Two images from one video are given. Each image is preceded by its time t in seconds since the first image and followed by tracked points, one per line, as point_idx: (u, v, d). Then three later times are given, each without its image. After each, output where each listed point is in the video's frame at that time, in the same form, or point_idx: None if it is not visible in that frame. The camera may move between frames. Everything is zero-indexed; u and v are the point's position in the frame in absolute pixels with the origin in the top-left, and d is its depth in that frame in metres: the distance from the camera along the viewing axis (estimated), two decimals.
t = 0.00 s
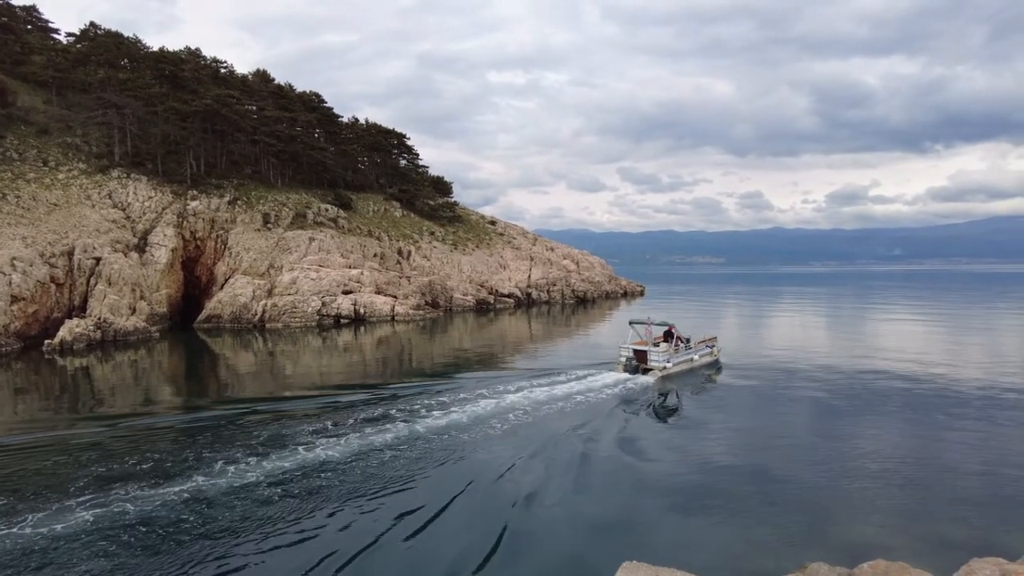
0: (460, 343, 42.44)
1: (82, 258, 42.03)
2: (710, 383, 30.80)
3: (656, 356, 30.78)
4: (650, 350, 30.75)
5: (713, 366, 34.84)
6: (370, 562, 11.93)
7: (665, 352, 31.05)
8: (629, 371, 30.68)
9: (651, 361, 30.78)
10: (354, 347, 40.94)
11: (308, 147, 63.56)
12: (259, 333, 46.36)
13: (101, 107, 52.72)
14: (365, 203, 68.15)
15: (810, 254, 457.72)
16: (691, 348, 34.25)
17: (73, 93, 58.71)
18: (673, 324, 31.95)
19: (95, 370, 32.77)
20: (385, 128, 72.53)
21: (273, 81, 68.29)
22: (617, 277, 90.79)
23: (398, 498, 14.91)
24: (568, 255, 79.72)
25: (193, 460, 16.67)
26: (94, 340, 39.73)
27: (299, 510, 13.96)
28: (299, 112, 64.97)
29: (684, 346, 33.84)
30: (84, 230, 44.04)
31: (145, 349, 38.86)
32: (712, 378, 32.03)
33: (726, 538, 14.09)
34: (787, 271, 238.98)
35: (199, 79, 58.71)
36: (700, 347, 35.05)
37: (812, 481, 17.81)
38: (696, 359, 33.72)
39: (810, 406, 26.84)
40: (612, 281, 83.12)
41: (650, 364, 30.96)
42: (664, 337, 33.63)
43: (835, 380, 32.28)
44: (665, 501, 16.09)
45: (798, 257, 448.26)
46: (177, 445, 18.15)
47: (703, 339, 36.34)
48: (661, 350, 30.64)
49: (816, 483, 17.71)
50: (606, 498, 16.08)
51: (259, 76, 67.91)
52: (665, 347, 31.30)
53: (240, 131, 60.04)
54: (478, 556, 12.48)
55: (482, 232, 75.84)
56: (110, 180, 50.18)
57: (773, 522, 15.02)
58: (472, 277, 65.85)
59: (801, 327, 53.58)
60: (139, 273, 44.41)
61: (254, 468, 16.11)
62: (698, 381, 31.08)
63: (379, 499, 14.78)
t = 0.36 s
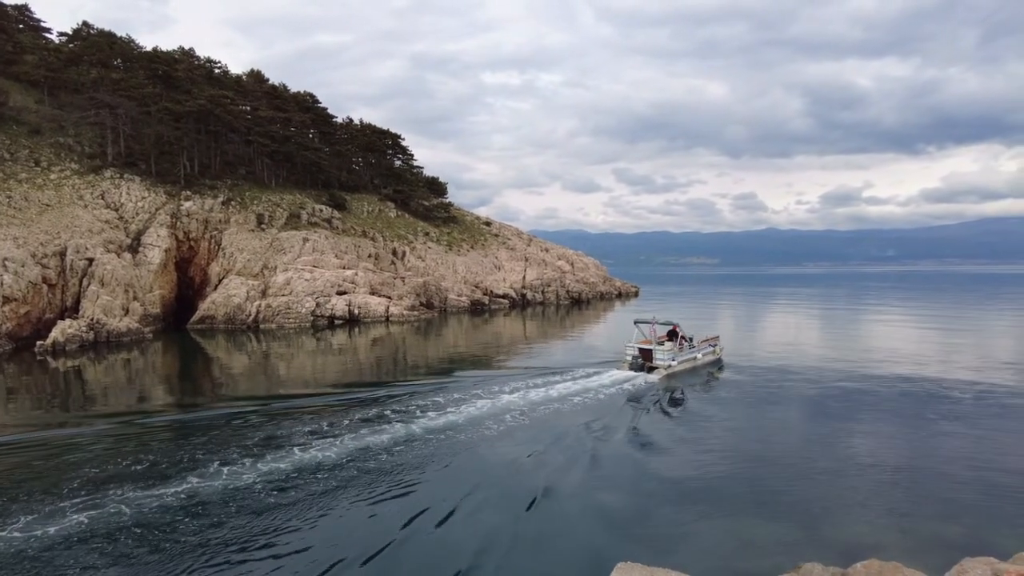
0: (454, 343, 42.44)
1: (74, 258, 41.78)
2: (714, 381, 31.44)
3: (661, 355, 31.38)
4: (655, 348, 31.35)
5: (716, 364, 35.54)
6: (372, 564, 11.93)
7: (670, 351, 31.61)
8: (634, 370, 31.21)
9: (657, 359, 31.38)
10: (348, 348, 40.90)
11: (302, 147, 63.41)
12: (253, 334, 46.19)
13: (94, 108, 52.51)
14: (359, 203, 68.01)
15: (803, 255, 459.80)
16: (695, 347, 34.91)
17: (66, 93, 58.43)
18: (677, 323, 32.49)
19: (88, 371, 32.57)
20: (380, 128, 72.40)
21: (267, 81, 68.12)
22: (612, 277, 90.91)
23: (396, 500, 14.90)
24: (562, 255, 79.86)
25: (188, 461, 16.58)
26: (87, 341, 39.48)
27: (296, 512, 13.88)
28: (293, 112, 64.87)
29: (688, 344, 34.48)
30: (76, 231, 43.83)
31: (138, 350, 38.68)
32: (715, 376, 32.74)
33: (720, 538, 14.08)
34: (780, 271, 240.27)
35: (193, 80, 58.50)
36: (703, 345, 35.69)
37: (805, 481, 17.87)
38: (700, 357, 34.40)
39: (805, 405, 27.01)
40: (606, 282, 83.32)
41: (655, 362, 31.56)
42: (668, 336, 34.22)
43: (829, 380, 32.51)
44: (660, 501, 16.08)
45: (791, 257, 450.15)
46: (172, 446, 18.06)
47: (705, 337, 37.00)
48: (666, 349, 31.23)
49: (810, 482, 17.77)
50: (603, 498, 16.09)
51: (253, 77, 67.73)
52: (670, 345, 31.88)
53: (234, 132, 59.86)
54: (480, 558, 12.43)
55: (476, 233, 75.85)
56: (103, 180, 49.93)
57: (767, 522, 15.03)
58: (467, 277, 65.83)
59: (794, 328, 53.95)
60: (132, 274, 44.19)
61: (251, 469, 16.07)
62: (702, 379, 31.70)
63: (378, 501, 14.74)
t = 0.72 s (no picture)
0: (448, 348, 42.37)
1: (67, 263, 41.54)
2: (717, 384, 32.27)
3: (665, 359, 32.11)
4: (660, 351, 32.02)
5: (718, 366, 36.52)
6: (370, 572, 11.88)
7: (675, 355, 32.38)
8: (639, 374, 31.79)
9: (662, 362, 32.16)
10: (342, 353, 40.80)
11: (297, 152, 63.28)
12: (247, 339, 45.99)
13: (87, 112, 52.34)
14: (354, 209, 67.86)
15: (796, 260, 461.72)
16: (697, 351, 35.80)
17: (59, 97, 58.23)
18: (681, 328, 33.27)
19: (80, 377, 32.37)
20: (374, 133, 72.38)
21: (262, 86, 68.06)
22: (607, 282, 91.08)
23: (393, 506, 14.85)
24: (557, 260, 80.03)
25: (182, 468, 16.47)
26: (79, 347, 39.21)
27: (294, 521, 13.77)
28: (288, 117, 64.82)
29: (691, 348, 35.36)
30: (69, 236, 43.58)
31: (131, 356, 38.46)
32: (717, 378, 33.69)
33: (714, 544, 14.08)
34: (774, 276, 241.42)
35: (187, 85, 58.34)
36: (705, 349, 36.59)
37: (800, 485, 17.94)
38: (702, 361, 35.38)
39: (800, 410, 27.17)
40: (601, 287, 83.51)
41: (660, 365, 32.31)
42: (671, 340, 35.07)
43: (825, 384, 32.72)
44: (655, 506, 16.09)
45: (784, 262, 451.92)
46: (167, 452, 17.95)
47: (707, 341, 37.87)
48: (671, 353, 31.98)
49: (804, 487, 17.84)
50: (600, 503, 16.11)
51: (247, 82, 67.62)
52: (674, 350, 32.64)
53: (229, 136, 59.72)
54: (480, 567, 12.36)
55: (471, 238, 75.84)
56: (97, 185, 49.70)
57: (761, 527, 15.05)
58: (462, 282, 65.81)
59: (787, 332, 54.23)
60: (125, 279, 43.96)
61: (246, 475, 15.98)
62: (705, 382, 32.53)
63: (375, 508, 14.69)
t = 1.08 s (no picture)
0: (439, 356, 42.27)
1: (55, 271, 41.22)
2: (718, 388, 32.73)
3: (667, 363, 32.58)
4: (662, 356, 32.42)
5: (717, 371, 37.14)
6: None
7: (676, 359, 32.87)
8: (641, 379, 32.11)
9: (662, 367, 32.45)
10: (333, 360, 40.60)
11: (289, 159, 63.11)
12: (238, 347, 45.69)
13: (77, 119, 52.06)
14: (346, 216, 67.69)
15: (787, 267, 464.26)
16: (697, 356, 36.35)
17: (49, 104, 57.95)
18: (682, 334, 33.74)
19: (68, 385, 32.07)
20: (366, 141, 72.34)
21: (254, 93, 67.93)
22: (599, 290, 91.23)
23: (386, 514, 14.75)
24: (549, 267, 80.14)
25: (172, 476, 16.33)
26: (67, 354, 38.85)
27: (286, 529, 13.67)
28: (280, 124, 64.69)
29: (691, 353, 35.90)
30: (58, 243, 43.26)
31: (120, 364, 38.14)
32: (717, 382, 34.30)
33: (706, 550, 14.07)
34: (764, 283, 242.95)
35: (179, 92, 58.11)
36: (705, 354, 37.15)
37: (792, 491, 17.98)
38: (703, 365, 35.96)
39: (794, 416, 27.29)
40: (593, 294, 83.66)
41: (662, 370, 32.75)
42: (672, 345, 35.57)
43: (817, 390, 32.88)
44: (647, 512, 16.05)
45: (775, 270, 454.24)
46: (157, 460, 17.81)
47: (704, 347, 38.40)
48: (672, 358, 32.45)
49: (796, 493, 17.88)
50: (594, 508, 16.07)
51: (240, 89, 67.39)
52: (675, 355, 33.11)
53: (220, 143, 59.53)
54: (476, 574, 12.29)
55: (464, 245, 75.82)
56: (86, 192, 49.38)
57: (753, 533, 15.05)
58: (454, 289, 65.73)
59: (778, 339, 54.48)
60: (114, 286, 43.64)
61: (237, 484, 15.84)
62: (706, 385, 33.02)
63: (368, 516, 14.60)
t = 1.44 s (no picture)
0: (428, 360, 42.15)
1: (38, 275, 40.70)
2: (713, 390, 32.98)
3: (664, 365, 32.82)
4: (659, 358, 32.63)
5: (710, 373, 37.43)
6: None
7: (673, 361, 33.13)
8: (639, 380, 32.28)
9: (659, 369, 32.62)
10: (321, 365, 40.35)
11: (276, 163, 62.78)
12: (224, 351, 45.29)
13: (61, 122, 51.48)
14: (333, 220, 67.37)
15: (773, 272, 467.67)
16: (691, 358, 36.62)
17: (33, 107, 57.31)
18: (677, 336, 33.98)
19: (51, 391, 31.62)
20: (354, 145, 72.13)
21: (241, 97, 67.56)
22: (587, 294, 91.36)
23: (378, 521, 14.62)
24: (538, 272, 80.22)
25: (157, 483, 16.09)
26: (50, 360, 38.34)
27: (274, 537, 13.51)
28: (267, 128, 64.38)
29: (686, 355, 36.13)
30: (41, 247, 42.73)
31: (104, 369, 37.67)
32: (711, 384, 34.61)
33: (697, 552, 14.06)
34: (750, 288, 244.62)
35: (165, 95, 57.68)
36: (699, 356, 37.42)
37: (782, 493, 18.05)
38: (698, 367, 36.23)
39: (784, 419, 27.44)
40: (582, 299, 83.81)
41: (659, 372, 32.95)
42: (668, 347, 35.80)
43: (807, 393, 33.09)
44: (638, 514, 16.03)
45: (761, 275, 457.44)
46: (142, 466, 17.58)
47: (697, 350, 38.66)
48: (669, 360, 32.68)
49: (787, 495, 17.94)
50: (586, 511, 16.03)
51: (227, 92, 66.98)
52: (672, 357, 33.33)
53: (206, 147, 59.14)
54: None
55: (452, 250, 75.73)
56: (70, 195, 48.82)
57: (742, 534, 15.08)
58: (442, 294, 65.59)
59: (766, 343, 54.78)
60: (98, 291, 43.14)
61: (224, 491, 15.64)
62: (702, 387, 33.29)
63: (359, 523, 14.48)
